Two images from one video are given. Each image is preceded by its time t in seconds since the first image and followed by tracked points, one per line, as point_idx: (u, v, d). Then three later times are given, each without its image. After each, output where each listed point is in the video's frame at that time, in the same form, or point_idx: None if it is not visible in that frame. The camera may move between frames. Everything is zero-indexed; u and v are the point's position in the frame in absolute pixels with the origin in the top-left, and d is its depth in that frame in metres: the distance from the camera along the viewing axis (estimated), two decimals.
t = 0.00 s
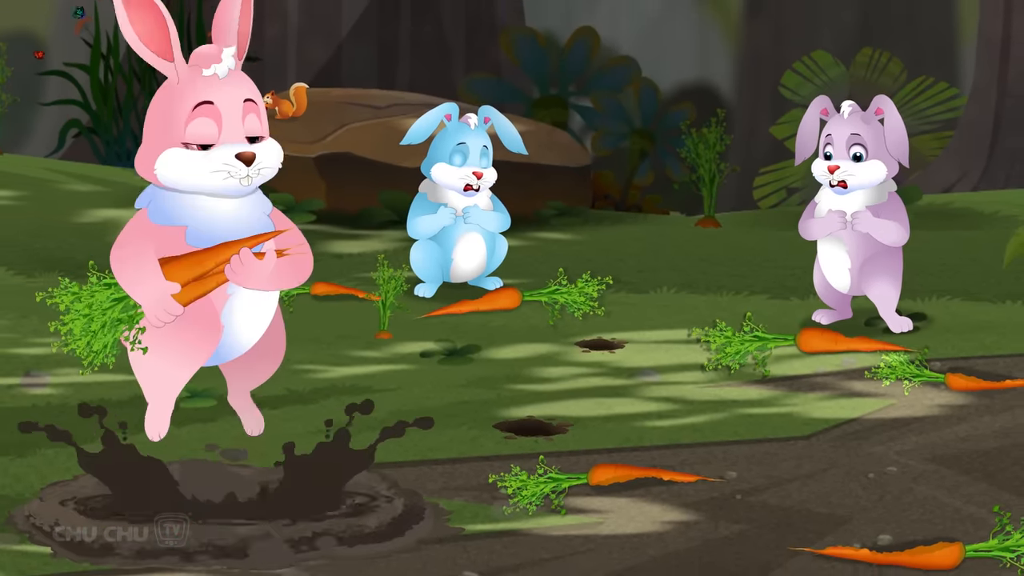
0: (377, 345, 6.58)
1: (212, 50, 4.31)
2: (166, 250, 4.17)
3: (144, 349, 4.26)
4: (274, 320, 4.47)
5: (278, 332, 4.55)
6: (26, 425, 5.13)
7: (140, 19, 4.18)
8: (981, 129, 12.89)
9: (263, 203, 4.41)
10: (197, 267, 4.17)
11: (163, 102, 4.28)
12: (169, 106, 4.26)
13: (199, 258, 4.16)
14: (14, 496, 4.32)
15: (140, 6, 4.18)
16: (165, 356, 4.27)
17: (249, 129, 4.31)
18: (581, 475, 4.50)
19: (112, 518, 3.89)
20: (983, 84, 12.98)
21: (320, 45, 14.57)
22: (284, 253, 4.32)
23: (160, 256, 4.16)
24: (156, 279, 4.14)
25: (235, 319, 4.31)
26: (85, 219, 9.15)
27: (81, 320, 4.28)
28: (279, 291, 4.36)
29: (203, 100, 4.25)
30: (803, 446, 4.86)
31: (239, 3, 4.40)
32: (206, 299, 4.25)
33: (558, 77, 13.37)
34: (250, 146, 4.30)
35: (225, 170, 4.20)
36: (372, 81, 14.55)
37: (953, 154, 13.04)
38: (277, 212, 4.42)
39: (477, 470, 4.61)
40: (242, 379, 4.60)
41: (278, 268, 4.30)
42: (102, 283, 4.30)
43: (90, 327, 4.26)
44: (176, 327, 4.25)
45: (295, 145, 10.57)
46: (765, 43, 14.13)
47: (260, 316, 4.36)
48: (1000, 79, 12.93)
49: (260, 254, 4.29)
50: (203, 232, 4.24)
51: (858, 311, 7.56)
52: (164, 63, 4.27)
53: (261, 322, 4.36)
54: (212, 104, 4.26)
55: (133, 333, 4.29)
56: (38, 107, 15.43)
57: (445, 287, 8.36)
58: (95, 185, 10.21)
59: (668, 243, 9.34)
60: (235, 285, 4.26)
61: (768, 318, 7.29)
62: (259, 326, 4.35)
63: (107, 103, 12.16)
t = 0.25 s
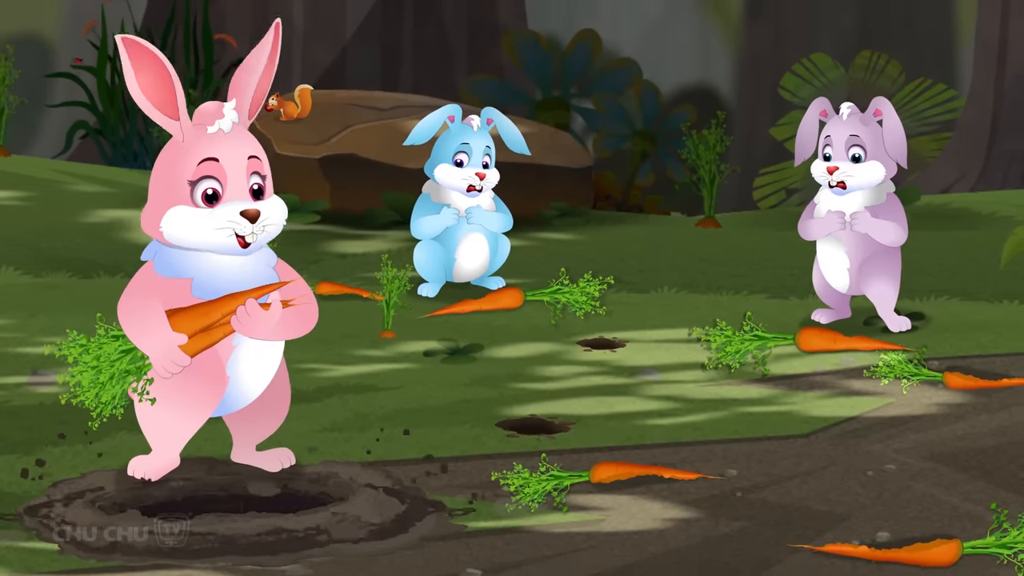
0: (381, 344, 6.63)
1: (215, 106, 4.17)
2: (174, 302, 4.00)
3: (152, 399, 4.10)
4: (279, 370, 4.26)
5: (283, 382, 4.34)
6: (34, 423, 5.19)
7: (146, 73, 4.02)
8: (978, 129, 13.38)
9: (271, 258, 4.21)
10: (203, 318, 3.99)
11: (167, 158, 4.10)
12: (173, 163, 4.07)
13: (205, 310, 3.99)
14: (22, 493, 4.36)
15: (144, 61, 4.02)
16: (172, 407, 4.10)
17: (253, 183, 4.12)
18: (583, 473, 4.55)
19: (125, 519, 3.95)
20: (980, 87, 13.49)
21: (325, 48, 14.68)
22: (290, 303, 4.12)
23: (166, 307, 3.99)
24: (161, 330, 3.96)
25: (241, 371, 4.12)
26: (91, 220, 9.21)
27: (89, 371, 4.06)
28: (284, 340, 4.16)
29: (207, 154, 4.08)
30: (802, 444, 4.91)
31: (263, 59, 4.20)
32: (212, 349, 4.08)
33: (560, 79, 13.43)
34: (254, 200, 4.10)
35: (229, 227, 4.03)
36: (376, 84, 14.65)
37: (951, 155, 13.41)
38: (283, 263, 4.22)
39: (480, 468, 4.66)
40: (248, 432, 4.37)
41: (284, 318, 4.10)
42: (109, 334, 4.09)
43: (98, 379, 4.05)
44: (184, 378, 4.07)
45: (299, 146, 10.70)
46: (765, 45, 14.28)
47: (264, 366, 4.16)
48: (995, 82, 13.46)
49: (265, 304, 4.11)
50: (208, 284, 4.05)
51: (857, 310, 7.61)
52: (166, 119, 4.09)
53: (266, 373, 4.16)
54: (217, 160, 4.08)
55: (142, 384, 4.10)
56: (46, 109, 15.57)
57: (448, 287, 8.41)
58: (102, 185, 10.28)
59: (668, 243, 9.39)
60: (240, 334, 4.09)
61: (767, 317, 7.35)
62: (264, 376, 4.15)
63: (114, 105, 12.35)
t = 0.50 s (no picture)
0: (385, 343, 6.69)
1: (214, 95, 4.20)
2: (181, 301, 4.05)
3: (159, 398, 4.15)
4: (284, 367, 4.35)
5: (288, 382, 4.42)
6: (42, 421, 5.25)
7: (156, 65, 4.05)
8: (976, 130, 13.74)
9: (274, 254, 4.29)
10: (208, 317, 4.04)
11: (171, 153, 4.16)
12: (176, 156, 4.14)
13: (210, 308, 4.03)
14: (31, 491, 4.42)
15: (157, 51, 4.04)
16: (179, 405, 4.16)
17: (256, 174, 4.19)
18: (585, 470, 4.60)
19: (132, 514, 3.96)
20: (977, 89, 13.83)
21: (329, 50, 14.89)
22: (295, 301, 4.20)
23: (173, 305, 4.04)
24: (168, 329, 4.00)
25: (247, 368, 4.21)
26: (98, 220, 9.27)
27: (96, 369, 4.07)
28: (288, 338, 4.24)
29: (211, 146, 4.14)
30: (801, 442, 4.97)
31: (260, 48, 4.25)
32: (218, 347, 4.16)
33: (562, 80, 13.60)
34: (258, 191, 4.18)
35: (234, 218, 4.10)
36: (380, 85, 14.82)
37: (947, 157, 13.79)
38: (287, 262, 4.30)
39: (482, 465, 4.72)
40: (254, 430, 4.41)
41: (289, 316, 4.18)
42: (116, 334, 4.09)
43: (106, 378, 4.06)
44: (191, 376, 4.14)
45: (304, 148, 10.83)
46: (764, 48, 14.26)
47: (269, 364, 4.25)
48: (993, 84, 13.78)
49: (270, 303, 4.18)
50: (215, 283, 4.12)
51: (856, 309, 7.66)
52: (173, 111, 4.14)
53: (271, 371, 4.24)
54: (220, 152, 4.14)
55: (148, 382, 4.13)
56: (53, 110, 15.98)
57: (451, 286, 8.47)
58: (109, 186, 10.35)
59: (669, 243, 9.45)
60: (246, 332, 4.16)
61: (767, 316, 7.40)
62: (269, 373, 4.24)
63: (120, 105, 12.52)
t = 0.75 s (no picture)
0: (389, 342, 6.74)
1: (226, 102, 4.21)
2: (186, 305, 4.08)
3: (164, 399, 4.20)
4: (289, 370, 4.40)
5: (292, 385, 4.48)
6: (50, 419, 5.30)
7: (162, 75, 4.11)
8: (972, 133, 13.76)
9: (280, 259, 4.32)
10: (213, 321, 4.07)
11: (179, 157, 4.18)
12: (184, 160, 4.16)
13: (216, 312, 4.06)
14: (39, 488, 4.47)
15: (160, 57, 4.10)
16: (183, 405, 4.21)
17: (262, 180, 4.21)
18: (586, 468, 4.65)
19: (138, 512, 4.00)
20: (975, 91, 13.80)
21: (334, 52, 15.18)
22: (299, 307, 4.24)
23: (178, 308, 4.07)
24: (173, 332, 4.03)
25: (252, 371, 4.25)
26: (105, 221, 9.33)
27: (102, 371, 4.13)
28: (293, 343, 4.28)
29: (218, 152, 4.15)
30: (801, 440, 5.02)
31: (280, 58, 4.25)
32: (223, 350, 4.20)
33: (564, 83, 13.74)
34: (265, 197, 4.20)
35: (240, 223, 4.11)
36: (384, 87, 15.11)
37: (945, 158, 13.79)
38: (292, 267, 4.34)
39: (485, 463, 4.77)
40: (260, 428, 4.48)
41: (293, 322, 4.22)
42: (121, 336, 4.16)
43: (111, 379, 4.12)
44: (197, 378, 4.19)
45: (309, 148, 10.93)
46: (764, 49, 14.61)
47: (274, 367, 4.29)
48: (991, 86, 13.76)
49: (275, 308, 4.21)
50: (220, 287, 4.15)
51: (854, 308, 7.72)
52: (181, 116, 4.18)
53: (276, 374, 4.29)
54: (228, 157, 4.16)
55: (153, 384, 4.19)
56: (60, 111, 16.36)
57: (454, 287, 8.52)
58: (116, 187, 10.43)
59: (670, 244, 9.51)
60: (251, 336, 4.20)
61: (766, 315, 7.46)
62: (274, 377, 4.29)
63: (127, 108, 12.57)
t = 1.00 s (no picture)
0: (392, 341, 6.80)
1: (247, 136, 4.24)
2: (199, 311, 4.12)
3: (173, 403, 4.26)
4: (300, 377, 4.43)
5: (305, 386, 4.50)
6: (58, 418, 5.36)
7: (229, 95, 4.16)
8: (970, 134, 13.87)
9: (294, 275, 4.37)
10: (226, 327, 4.11)
11: (197, 183, 4.24)
12: (203, 185, 4.22)
13: (229, 319, 4.11)
14: (47, 486, 4.53)
15: (232, 82, 4.13)
16: (190, 408, 4.26)
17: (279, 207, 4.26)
18: (588, 466, 4.70)
19: (145, 509, 4.05)
20: (973, 94, 13.91)
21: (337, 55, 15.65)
22: (311, 317, 4.28)
23: (192, 314, 4.12)
24: (185, 336, 4.08)
25: (262, 378, 4.29)
26: (111, 222, 9.41)
27: (113, 372, 4.19)
28: (304, 353, 4.32)
29: (236, 178, 4.21)
30: (800, 438, 5.07)
31: (288, 87, 4.29)
32: (234, 358, 4.24)
33: (566, 85, 13.89)
34: (282, 221, 4.25)
35: (258, 247, 4.16)
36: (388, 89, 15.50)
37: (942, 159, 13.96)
38: (305, 278, 4.39)
39: (488, 461, 4.83)
40: (271, 430, 4.51)
41: (304, 332, 4.27)
42: (134, 338, 4.22)
43: (121, 379, 4.18)
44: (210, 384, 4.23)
45: (313, 150, 11.09)
46: (763, 52, 15.13)
47: (285, 374, 4.32)
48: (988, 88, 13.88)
49: (287, 318, 4.26)
50: (235, 294, 4.19)
51: (852, 308, 7.77)
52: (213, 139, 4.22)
53: (287, 381, 4.32)
54: (245, 183, 4.21)
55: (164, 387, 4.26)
56: (67, 113, 16.63)
57: (457, 287, 8.58)
58: (123, 188, 10.51)
59: (671, 244, 9.57)
60: (261, 345, 4.24)
61: (766, 315, 7.51)
62: (285, 384, 4.32)
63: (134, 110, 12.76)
